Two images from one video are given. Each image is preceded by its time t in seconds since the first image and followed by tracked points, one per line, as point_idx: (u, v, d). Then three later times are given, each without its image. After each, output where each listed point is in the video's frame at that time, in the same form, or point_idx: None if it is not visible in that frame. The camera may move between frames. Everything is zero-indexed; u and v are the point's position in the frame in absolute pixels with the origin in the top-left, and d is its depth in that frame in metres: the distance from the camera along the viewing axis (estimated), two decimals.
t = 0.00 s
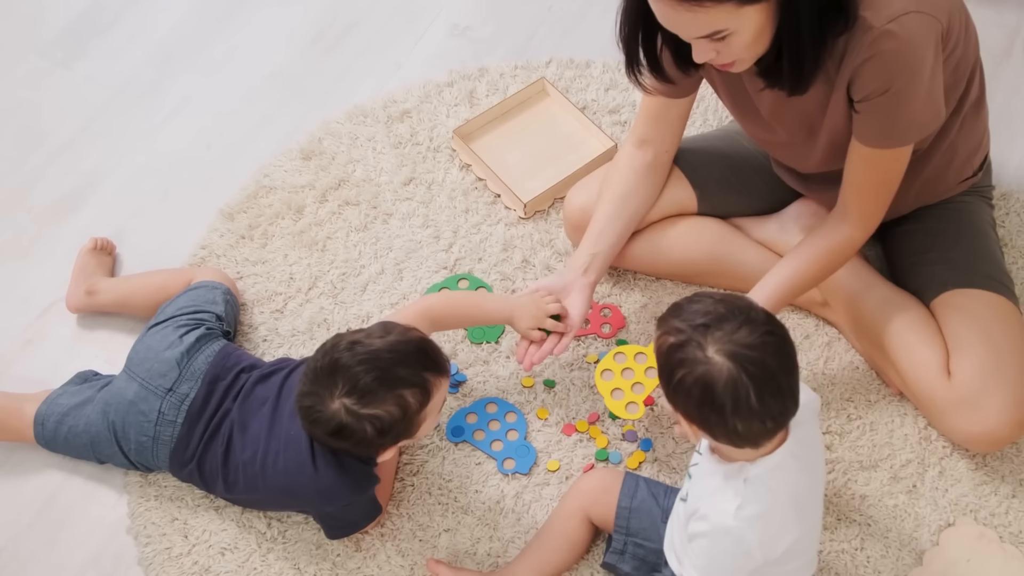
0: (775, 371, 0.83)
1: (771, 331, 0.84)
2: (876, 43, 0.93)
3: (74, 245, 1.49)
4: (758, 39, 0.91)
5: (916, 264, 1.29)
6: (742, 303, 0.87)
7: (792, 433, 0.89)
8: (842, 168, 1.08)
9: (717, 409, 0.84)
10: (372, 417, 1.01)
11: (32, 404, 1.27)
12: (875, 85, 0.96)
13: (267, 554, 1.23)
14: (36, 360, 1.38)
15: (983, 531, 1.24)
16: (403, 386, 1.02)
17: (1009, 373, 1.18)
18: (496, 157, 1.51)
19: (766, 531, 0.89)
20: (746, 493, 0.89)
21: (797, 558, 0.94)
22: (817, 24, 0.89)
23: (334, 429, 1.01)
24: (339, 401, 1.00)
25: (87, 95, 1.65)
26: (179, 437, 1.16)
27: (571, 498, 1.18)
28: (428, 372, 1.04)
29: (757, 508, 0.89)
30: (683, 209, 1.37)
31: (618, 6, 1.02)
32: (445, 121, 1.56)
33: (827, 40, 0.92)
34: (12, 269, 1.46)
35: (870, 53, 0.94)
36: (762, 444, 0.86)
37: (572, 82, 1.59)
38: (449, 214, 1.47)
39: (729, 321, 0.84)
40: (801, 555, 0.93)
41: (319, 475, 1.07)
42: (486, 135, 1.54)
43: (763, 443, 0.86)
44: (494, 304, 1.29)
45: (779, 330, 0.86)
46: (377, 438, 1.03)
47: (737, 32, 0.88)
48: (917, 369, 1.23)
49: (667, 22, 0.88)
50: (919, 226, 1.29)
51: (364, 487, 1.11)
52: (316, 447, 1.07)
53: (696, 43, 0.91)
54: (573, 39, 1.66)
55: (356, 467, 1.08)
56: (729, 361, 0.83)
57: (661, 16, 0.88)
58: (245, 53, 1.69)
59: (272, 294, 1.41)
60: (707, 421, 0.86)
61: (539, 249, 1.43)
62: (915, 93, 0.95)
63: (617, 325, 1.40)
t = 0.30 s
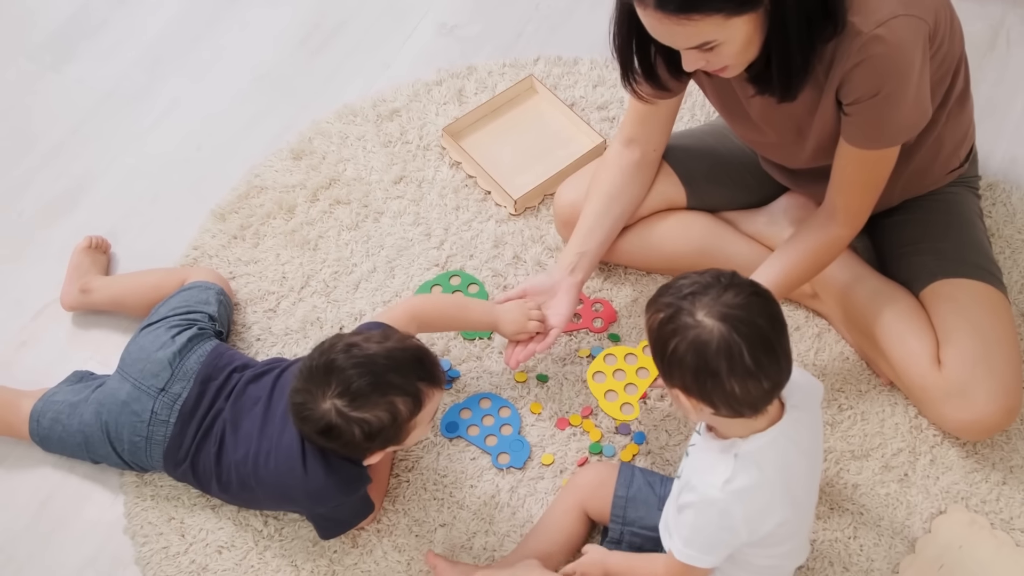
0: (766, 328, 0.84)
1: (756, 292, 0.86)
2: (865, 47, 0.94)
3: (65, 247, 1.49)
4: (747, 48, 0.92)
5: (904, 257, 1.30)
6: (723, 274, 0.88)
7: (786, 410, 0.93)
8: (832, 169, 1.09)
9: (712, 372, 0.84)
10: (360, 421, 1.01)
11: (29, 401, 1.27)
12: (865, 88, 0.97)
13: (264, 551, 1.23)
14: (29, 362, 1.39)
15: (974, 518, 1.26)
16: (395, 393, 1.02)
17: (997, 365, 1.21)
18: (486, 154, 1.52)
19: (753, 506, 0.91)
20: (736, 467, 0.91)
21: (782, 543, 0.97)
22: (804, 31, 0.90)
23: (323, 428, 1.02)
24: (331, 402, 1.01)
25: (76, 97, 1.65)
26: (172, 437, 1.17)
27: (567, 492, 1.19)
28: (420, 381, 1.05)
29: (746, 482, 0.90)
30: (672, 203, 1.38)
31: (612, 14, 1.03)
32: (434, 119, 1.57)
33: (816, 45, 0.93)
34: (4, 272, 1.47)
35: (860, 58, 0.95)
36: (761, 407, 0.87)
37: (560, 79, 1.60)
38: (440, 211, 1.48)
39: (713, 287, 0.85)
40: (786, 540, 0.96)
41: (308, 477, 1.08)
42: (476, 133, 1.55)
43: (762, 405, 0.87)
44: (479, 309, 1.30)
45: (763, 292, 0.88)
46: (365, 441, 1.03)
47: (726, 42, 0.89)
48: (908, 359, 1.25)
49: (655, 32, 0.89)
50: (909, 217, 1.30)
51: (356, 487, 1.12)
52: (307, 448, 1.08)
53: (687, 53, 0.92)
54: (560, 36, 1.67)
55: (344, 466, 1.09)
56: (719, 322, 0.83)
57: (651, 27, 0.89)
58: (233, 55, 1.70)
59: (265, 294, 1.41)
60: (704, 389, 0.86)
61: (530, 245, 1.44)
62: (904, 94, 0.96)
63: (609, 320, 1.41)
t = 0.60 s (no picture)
0: (759, 319, 0.85)
1: (750, 284, 0.86)
2: (857, 45, 0.95)
3: (59, 249, 1.49)
4: (739, 47, 0.92)
5: (895, 251, 1.31)
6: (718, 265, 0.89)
7: (774, 401, 0.93)
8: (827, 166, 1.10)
9: (706, 364, 0.85)
10: (355, 417, 1.02)
11: (24, 405, 1.27)
12: (858, 86, 0.98)
13: (262, 550, 1.24)
14: (24, 365, 1.39)
15: (968, 508, 1.27)
16: (390, 390, 1.03)
17: (989, 357, 1.22)
18: (478, 153, 1.52)
19: (739, 497, 0.92)
20: (723, 456, 0.92)
21: (769, 533, 0.99)
22: (797, 30, 0.91)
23: (317, 424, 1.03)
24: (325, 397, 1.01)
25: (67, 100, 1.65)
26: (168, 437, 1.17)
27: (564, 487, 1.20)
28: (416, 377, 1.06)
29: (732, 472, 0.91)
30: (664, 199, 1.39)
31: (605, 16, 1.04)
32: (426, 118, 1.58)
33: (808, 44, 0.94)
34: None
35: (852, 56, 0.96)
36: (752, 399, 0.88)
37: (550, 77, 1.61)
38: (433, 210, 1.49)
39: (708, 277, 0.86)
40: (774, 530, 0.98)
41: (303, 477, 1.09)
42: (467, 131, 1.55)
43: (753, 396, 0.88)
44: (469, 313, 1.30)
45: (757, 283, 0.88)
46: (359, 437, 1.04)
47: (718, 42, 0.90)
48: (902, 353, 1.25)
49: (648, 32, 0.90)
50: (902, 210, 1.30)
51: (352, 486, 1.12)
52: (302, 450, 1.09)
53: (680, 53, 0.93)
54: (550, 34, 1.68)
55: (337, 464, 1.10)
56: (713, 314, 0.84)
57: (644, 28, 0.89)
58: (224, 56, 1.70)
59: (259, 294, 1.42)
60: (697, 381, 0.87)
61: (524, 242, 1.45)
62: (896, 91, 0.97)
63: (602, 316, 1.42)
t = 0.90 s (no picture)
0: (735, 323, 0.86)
1: (728, 287, 0.87)
2: (846, 35, 0.96)
3: (52, 252, 1.49)
4: (728, 38, 0.93)
5: (886, 241, 1.32)
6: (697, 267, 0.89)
7: (751, 394, 0.93)
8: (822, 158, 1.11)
9: (683, 367, 0.86)
10: (354, 408, 1.02)
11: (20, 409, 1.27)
12: (848, 76, 0.99)
13: (259, 548, 1.24)
14: (19, 368, 1.39)
15: (962, 496, 1.28)
16: (389, 381, 1.04)
17: (979, 343, 1.23)
18: (469, 150, 1.53)
19: (714, 493, 0.93)
20: (698, 454, 0.93)
21: (762, 524, 0.99)
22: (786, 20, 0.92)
23: (316, 416, 1.03)
24: (325, 389, 1.02)
25: (58, 103, 1.65)
26: (165, 437, 1.18)
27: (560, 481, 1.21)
28: (414, 372, 1.07)
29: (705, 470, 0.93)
30: (655, 194, 1.40)
31: (594, 10, 1.05)
32: (417, 117, 1.58)
33: (796, 35, 0.95)
34: None
35: (841, 46, 0.97)
36: (727, 398, 0.89)
37: (540, 75, 1.62)
38: (425, 208, 1.49)
39: (684, 281, 0.86)
40: (768, 520, 0.99)
41: (300, 476, 1.09)
42: (458, 129, 1.56)
43: (729, 396, 0.89)
44: (455, 308, 1.31)
45: (736, 286, 0.88)
46: (357, 430, 1.05)
47: (707, 34, 0.91)
48: (894, 344, 1.27)
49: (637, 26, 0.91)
50: (891, 202, 1.32)
51: (349, 484, 1.13)
52: (299, 448, 1.09)
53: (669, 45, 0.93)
54: (539, 31, 1.69)
55: (333, 462, 1.11)
56: (690, 319, 0.85)
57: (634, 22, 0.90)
58: (214, 57, 1.70)
59: (253, 293, 1.42)
60: (674, 382, 0.88)
61: (516, 239, 1.46)
62: (887, 80, 0.98)
63: (595, 310, 1.43)
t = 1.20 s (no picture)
0: (719, 332, 0.87)
1: (711, 296, 0.87)
2: (832, 28, 0.97)
3: (45, 255, 1.50)
4: (712, 33, 0.94)
5: (875, 235, 1.33)
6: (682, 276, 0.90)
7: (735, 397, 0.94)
8: (816, 152, 1.13)
9: (669, 377, 0.87)
10: (344, 415, 1.03)
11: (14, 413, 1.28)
12: (836, 68, 1.00)
13: (256, 547, 1.25)
14: (13, 370, 1.39)
15: (953, 487, 1.29)
16: (379, 388, 1.04)
17: (969, 335, 1.24)
18: (459, 149, 1.54)
19: (704, 502, 0.94)
20: (686, 463, 0.94)
21: (755, 522, 1.00)
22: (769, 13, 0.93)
23: (307, 421, 1.04)
24: (315, 395, 1.03)
25: (49, 106, 1.66)
26: (160, 438, 1.18)
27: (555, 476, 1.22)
28: (405, 377, 1.07)
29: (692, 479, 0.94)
30: (646, 190, 1.41)
31: (579, 6, 1.05)
32: (407, 116, 1.59)
33: (779, 28, 0.96)
34: None
35: (827, 39, 0.98)
36: (713, 407, 0.90)
37: (529, 73, 1.63)
38: (417, 207, 1.50)
39: (668, 293, 0.87)
40: (761, 515, 0.99)
41: (294, 478, 1.10)
42: (448, 128, 1.57)
43: (715, 405, 0.90)
44: (424, 301, 1.32)
45: (718, 296, 0.89)
46: (347, 436, 1.05)
47: (691, 28, 0.92)
48: (885, 337, 1.28)
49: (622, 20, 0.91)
50: (880, 196, 1.33)
51: (343, 484, 1.14)
52: (292, 449, 1.10)
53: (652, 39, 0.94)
54: (527, 29, 1.70)
55: (327, 465, 1.11)
56: (675, 331, 0.86)
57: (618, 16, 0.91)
58: (204, 58, 1.71)
59: (246, 293, 1.43)
60: (660, 394, 0.89)
61: (507, 236, 1.47)
62: (874, 70, 0.99)
63: (587, 307, 1.44)
